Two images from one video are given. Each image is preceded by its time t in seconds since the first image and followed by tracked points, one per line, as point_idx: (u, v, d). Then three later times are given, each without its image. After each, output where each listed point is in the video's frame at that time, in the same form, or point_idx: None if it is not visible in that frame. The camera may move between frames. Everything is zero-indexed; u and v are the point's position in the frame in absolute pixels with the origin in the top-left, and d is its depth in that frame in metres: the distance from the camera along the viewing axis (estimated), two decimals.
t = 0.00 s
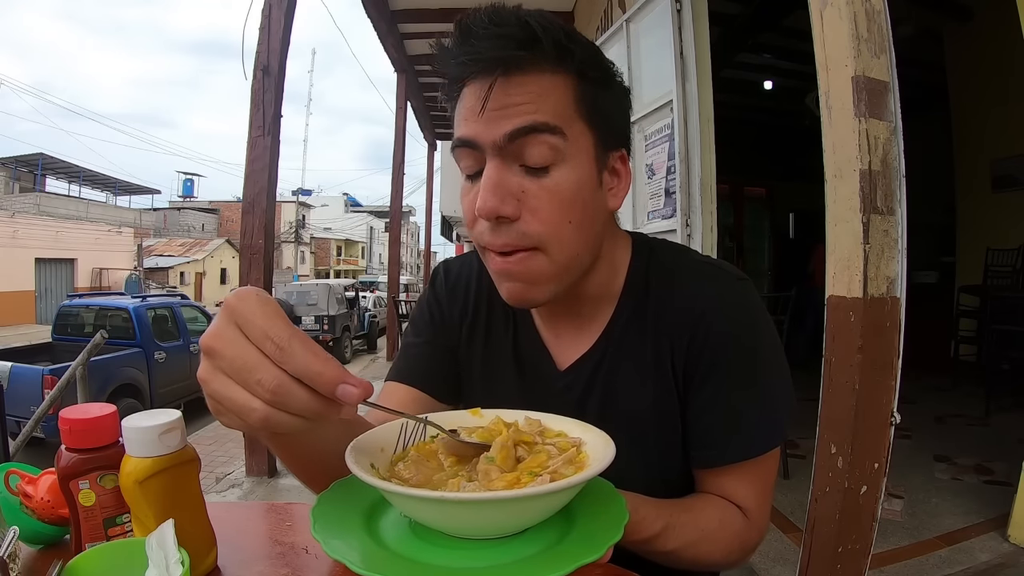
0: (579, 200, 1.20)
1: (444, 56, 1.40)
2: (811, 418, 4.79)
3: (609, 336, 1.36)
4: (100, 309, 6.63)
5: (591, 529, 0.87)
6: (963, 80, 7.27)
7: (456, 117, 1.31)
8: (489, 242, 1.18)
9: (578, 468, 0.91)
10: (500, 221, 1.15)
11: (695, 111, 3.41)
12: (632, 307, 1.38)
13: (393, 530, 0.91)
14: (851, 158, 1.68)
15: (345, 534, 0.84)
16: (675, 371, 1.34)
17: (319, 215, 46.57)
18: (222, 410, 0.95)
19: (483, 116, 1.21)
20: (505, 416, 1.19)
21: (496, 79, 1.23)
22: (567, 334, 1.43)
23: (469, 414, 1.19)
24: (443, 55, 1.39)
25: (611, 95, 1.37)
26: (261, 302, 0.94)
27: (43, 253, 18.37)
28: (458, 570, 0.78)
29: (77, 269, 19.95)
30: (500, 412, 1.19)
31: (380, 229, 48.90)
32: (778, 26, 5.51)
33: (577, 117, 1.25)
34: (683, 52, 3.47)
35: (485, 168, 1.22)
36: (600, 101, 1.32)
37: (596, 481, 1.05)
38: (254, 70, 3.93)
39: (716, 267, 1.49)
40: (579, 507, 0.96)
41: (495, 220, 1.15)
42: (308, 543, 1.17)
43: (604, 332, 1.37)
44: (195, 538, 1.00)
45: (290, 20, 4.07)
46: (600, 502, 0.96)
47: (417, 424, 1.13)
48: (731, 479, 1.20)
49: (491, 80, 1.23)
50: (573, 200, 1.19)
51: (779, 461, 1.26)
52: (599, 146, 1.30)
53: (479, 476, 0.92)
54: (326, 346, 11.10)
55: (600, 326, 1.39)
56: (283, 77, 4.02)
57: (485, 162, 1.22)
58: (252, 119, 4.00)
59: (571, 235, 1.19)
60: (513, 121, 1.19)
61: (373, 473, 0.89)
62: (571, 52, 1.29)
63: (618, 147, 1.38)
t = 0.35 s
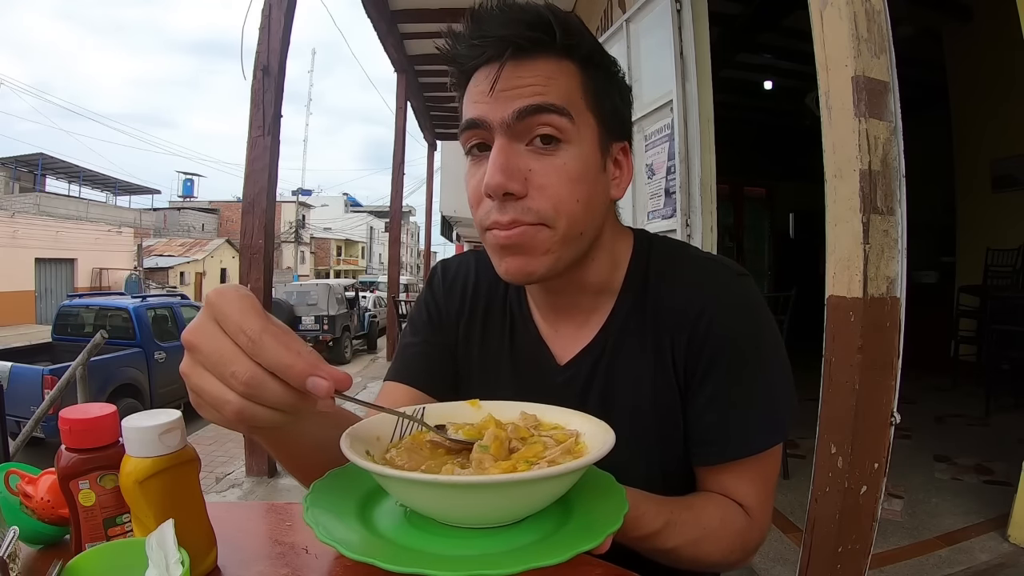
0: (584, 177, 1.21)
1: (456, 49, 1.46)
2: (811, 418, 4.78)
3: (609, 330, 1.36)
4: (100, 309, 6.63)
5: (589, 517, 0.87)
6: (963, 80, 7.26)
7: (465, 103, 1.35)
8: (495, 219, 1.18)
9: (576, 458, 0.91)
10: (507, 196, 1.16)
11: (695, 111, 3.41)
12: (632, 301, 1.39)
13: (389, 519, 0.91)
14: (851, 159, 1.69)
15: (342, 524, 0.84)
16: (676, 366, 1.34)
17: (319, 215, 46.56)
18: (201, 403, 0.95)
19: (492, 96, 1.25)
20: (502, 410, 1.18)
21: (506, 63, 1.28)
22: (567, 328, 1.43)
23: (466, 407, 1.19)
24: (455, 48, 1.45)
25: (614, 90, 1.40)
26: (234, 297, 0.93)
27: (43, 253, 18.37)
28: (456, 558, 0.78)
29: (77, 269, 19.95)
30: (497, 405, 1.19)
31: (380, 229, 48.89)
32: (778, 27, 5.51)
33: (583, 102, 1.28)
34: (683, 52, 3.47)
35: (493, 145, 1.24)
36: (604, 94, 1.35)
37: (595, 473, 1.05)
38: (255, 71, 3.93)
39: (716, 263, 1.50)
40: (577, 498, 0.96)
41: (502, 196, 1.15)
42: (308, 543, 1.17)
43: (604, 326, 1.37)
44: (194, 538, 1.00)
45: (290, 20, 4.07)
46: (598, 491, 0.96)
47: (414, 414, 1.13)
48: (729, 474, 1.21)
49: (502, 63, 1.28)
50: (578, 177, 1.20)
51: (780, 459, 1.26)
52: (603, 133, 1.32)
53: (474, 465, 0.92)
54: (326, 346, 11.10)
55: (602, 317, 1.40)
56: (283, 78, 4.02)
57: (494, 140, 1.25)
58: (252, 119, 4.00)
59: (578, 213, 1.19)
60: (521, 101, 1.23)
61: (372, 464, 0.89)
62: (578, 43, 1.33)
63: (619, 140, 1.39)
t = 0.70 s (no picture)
0: (581, 196, 1.21)
1: (444, 51, 1.40)
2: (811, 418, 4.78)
3: (610, 333, 1.36)
4: (100, 309, 6.63)
5: (594, 523, 0.87)
6: (963, 81, 7.26)
7: (456, 113, 1.32)
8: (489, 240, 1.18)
9: (582, 463, 0.91)
10: (501, 220, 1.15)
11: (695, 111, 3.41)
12: (634, 303, 1.38)
13: (393, 523, 0.91)
14: (851, 159, 1.69)
15: (345, 529, 0.84)
16: (678, 368, 1.34)
17: (319, 215, 46.57)
18: (193, 408, 0.94)
19: (483, 115, 1.21)
20: (506, 414, 1.19)
21: (496, 76, 1.23)
22: (568, 332, 1.42)
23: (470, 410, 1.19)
24: (443, 51, 1.39)
25: (613, 94, 1.37)
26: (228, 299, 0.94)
27: (43, 253, 18.37)
28: (460, 563, 0.78)
29: (77, 269, 19.96)
30: (501, 409, 1.19)
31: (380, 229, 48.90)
32: (778, 27, 5.51)
33: (579, 114, 1.25)
34: (683, 52, 3.47)
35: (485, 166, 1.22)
36: (602, 100, 1.32)
37: (601, 478, 1.05)
38: (255, 71, 3.93)
39: (717, 265, 1.49)
40: (582, 503, 0.96)
41: (496, 220, 1.15)
42: (308, 543, 1.17)
43: (604, 329, 1.37)
44: (194, 539, 1.00)
45: (290, 20, 4.07)
46: (603, 498, 0.96)
47: (417, 417, 1.13)
48: (730, 478, 1.21)
49: (492, 77, 1.23)
50: (576, 196, 1.20)
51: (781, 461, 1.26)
52: (601, 141, 1.30)
53: (478, 470, 0.92)
54: (326, 346, 11.10)
55: (603, 324, 1.39)
56: (283, 78, 4.02)
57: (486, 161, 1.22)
58: (252, 119, 4.00)
59: (574, 233, 1.19)
60: (513, 121, 1.19)
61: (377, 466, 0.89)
62: (573, 48, 1.28)
63: (618, 145, 1.37)
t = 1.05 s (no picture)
0: (577, 204, 1.20)
1: (438, 57, 1.38)
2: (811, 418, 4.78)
3: (611, 337, 1.36)
4: (100, 309, 6.63)
5: (597, 526, 0.86)
6: (962, 81, 7.26)
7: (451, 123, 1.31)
8: (484, 249, 1.19)
9: (585, 465, 0.91)
10: (496, 231, 1.15)
11: (695, 111, 3.41)
12: (635, 306, 1.38)
13: (395, 523, 0.91)
14: (851, 159, 1.69)
15: (348, 528, 0.84)
16: (680, 371, 1.34)
17: (319, 216, 46.59)
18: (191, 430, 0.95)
19: (478, 126, 1.19)
20: (509, 417, 1.19)
21: (491, 87, 1.21)
22: (569, 334, 1.43)
23: (473, 412, 1.19)
24: (436, 58, 1.37)
25: (611, 98, 1.36)
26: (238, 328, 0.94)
27: (43, 253, 18.37)
28: (462, 564, 0.78)
29: (77, 269, 19.97)
30: (505, 412, 1.19)
31: (380, 230, 48.90)
32: (778, 27, 5.51)
33: (574, 120, 1.24)
34: (683, 52, 3.47)
35: (479, 177, 1.22)
36: (598, 105, 1.31)
37: (604, 481, 1.05)
38: (254, 71, 3.94)
39: (718, 266, 1.48)
40: (584, 506, 0.96)
41: (491, 230, 1.15)
42: (308, 543, 1.17)
43: (605, 335, 1.37)
44: (195, 539, 1.00)
45: (290, 20, 4.07)
46: (606, 501, 0.96)
47: (421, 419, 1.13)
48: (730, 481, 1.20)
49: (486, 87, 1.22)
50: (572, 204, 1.20)
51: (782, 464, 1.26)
52: (597, 146, 1.30)
53: (480, 470, 0.92)
54: (326, 346, 11.10)
55: (603, 328, 1.39)
56: (283, 77, 4.02)
57: (480, 171, 1.22)
58: (252, 119, 4.00)
59: (570, 242, 1.20)
60: (508, 131, 1.18)
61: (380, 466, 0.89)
62: (567, 55, 1.27)
63: (616, 149, 1.36)
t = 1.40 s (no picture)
0: (557, 183, 1.19)
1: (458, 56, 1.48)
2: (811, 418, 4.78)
3: (617, 336, 1.36)
4: (100, 309, 6.63)
5: (601, 518, 0.87)
6: (962, 81, 7.25)
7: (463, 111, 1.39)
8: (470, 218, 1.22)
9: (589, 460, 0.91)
10: (477, 198, 1.18)
11: (695, 111, 3.41)
12: (642, 306, 1.38)
13: (402, 517, 0.91)
14: (851, 159, 1.69)
15: (357, 519, 0.84)
16: (688, 369, 1.33)
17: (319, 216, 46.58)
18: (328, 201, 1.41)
19: (475, 104, 1.27)
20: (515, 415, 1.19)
21: (489, 73, 1.29)
22: (576, 330, 1.44)
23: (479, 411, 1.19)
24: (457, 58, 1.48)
25: (615, 95, 1.35)
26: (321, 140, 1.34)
27: (43, 253, 18.36)
28: (469, 554, 0.78)
29: (77, 269, 19.98)
30: (511, 410, 1.19)
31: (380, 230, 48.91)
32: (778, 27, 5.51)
33: (565, 107, 1.25)
34: (683, 52, 3.47)
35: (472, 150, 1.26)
36: (598, 102, 1.31)
37: (606, 476, 1.04)
38: (254, 71, 3.94)
39: (727, 268, 1.48)
40: (588, 500, 0.96)
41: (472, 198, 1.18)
42: (308, 543, 1.17)
43: (611, 334, 1.37)
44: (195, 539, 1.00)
45: (290, 20, 4.06)
46: (610, 495, 0.96)
47: (428, 417, 1.13)
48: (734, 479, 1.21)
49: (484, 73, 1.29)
50: (549, 181, 1.19)
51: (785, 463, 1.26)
52: (590, 137, 1.28)
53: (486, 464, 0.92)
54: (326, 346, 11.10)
55: (609, 326, 1.39)
56: (282, 77, 4.02)
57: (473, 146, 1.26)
58: (252, 118, 4.00)
59: (546, 220, 1.18)
60: (496, 109, 1.23)
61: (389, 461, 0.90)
62: (558, 44, 1.30)
63: (616, 144, 1.34)
